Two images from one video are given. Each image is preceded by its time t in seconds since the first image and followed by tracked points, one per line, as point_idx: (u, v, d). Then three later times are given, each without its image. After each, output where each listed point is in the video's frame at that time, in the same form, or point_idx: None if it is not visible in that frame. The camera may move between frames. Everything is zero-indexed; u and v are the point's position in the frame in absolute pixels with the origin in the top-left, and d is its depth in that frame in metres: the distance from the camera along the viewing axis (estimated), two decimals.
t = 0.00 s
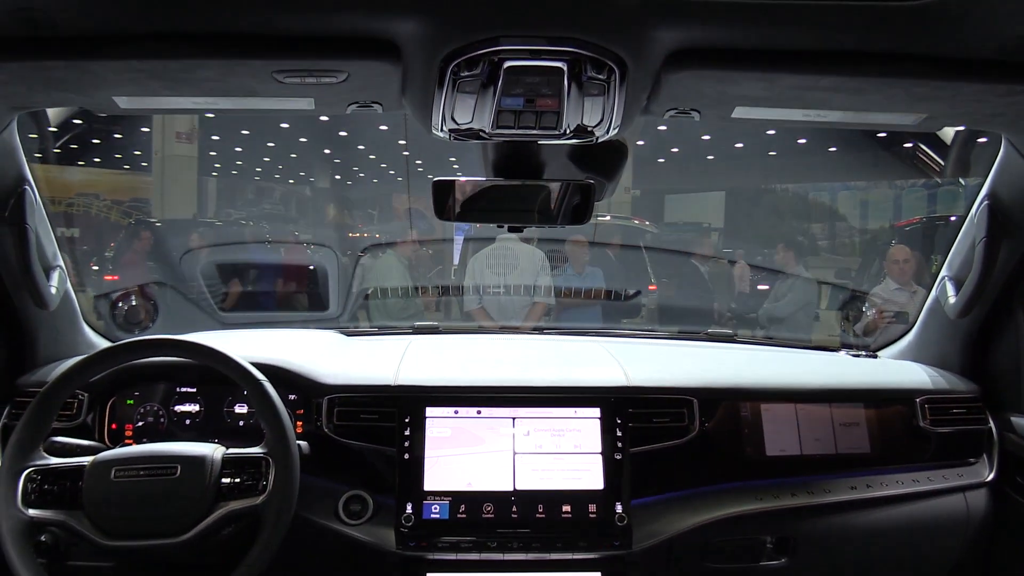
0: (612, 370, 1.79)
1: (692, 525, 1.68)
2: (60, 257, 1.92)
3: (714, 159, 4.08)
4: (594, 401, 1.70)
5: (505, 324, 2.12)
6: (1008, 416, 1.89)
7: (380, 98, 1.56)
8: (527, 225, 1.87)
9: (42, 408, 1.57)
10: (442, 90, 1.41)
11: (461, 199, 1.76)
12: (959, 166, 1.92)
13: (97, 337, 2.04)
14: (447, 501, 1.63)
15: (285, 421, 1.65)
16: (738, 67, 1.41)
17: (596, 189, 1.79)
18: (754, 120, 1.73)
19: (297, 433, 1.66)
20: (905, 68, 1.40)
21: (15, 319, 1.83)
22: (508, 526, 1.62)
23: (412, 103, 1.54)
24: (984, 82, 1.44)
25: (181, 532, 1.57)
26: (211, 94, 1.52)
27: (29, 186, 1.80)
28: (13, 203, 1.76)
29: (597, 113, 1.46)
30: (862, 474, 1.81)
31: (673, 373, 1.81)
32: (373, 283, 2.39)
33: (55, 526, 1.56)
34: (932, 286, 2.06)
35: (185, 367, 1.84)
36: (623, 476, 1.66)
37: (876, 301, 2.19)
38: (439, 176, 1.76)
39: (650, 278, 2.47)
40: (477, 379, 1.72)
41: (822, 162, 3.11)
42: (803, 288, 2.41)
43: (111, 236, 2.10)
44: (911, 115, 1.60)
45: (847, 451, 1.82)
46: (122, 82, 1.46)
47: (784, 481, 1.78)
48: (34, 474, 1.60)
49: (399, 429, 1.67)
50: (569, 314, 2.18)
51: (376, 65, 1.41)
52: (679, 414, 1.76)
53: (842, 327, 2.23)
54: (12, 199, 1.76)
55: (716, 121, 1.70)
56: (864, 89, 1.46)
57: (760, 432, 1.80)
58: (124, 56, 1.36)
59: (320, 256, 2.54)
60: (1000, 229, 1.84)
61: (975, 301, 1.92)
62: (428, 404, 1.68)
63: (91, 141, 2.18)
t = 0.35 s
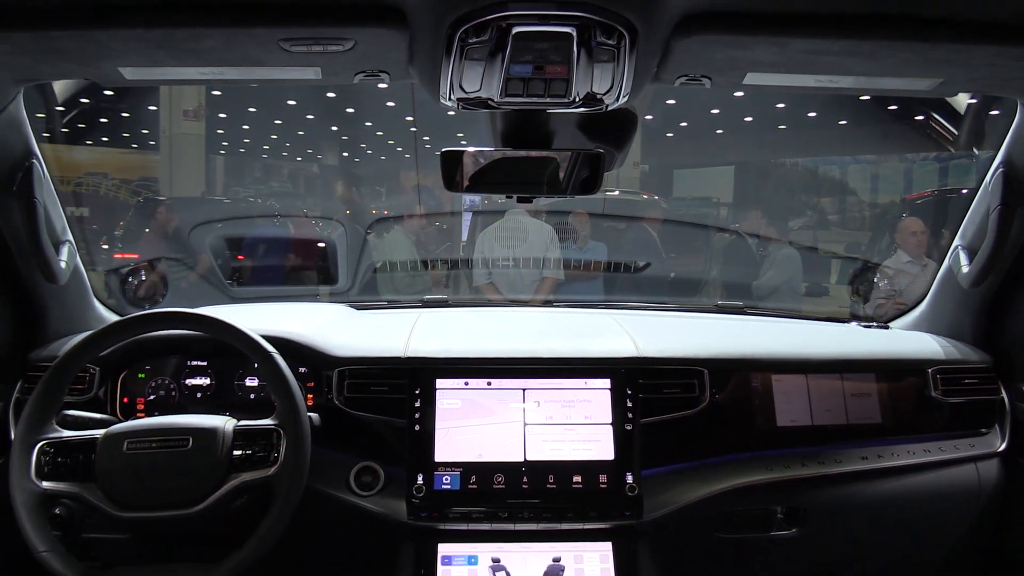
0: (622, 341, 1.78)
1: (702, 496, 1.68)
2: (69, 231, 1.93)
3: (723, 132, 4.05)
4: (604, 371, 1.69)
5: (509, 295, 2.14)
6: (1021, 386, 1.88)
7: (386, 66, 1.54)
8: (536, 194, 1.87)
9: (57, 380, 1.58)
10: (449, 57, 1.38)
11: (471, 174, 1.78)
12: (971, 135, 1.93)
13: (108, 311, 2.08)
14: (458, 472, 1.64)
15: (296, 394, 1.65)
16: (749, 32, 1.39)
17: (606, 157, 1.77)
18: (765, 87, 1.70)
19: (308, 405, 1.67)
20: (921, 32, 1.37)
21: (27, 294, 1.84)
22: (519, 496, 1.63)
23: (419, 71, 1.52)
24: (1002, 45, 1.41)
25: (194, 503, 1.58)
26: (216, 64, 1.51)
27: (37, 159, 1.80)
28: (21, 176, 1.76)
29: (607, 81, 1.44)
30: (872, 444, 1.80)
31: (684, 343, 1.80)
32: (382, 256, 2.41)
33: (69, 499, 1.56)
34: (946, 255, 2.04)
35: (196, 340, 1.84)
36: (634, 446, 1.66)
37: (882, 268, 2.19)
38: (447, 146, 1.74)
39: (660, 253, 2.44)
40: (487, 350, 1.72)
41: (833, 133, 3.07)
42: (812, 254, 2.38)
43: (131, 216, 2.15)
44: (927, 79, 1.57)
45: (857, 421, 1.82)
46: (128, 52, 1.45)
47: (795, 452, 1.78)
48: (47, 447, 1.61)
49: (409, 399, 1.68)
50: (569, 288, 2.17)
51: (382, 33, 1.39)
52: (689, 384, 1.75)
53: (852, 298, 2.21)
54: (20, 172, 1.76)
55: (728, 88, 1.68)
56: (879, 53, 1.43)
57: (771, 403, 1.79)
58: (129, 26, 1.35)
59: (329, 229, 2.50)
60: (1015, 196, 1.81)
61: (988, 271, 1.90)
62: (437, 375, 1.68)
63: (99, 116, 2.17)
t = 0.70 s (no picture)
0: (631, 313, 1.77)
1: (712, 468, 1.68)
2: (77, 207, 1.94)
3: (732, 107, 4.01)
4: (613, 343, 1.69)
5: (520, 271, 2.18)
6: None
7: (392, 36, 1.53)
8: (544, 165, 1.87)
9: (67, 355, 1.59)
10: (455, 27, 1.37)
11: (479, 148, 1.78)
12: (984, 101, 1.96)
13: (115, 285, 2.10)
14: (467, 445, 1.64)
15: (305, 368, 1.65)
16: None
17: (614, 127, 1.76)
18: (776, 55, 1.68)
19: (317, 379, 1.67)
20: None
21: (38, 272, 1.85)
22: (529, 469, 1.63)
23: (425, 42, 1.51)
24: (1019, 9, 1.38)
25: (206, 477, 1.59)
26: (221, 36, 1.49)
27: (43, 134, 1.81)
28: (28, 151, 1.77)
29: (615, 50, 1.42)
30: (883, 416, 1.80)
31: (693, 315, 1.79)
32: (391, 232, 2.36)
33: (82, 473, 1.58)
34: (960, 225, 2.02)
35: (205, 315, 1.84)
36: (643, 418, 1.66)
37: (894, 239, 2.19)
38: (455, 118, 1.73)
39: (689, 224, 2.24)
40: (497, 322, 1.71)
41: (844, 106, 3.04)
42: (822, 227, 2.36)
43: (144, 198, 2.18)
44: (941, 45, 1.54)
45: (868, 393, 1.81)
46: (132, 24, 1.44)
47: (805, 424, 1.77)
48: (59, 422, 1.62)
49: (419, 373, 1.68)
50: (577, 262, 2.23)
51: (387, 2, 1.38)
52: (699, 357, 1.74)
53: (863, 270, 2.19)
54: (28, 147, 1.76)
55: (738, 56, 1.66)
56: (892, 18, 1.41)
57: (781, 375, 1.78)
58: None
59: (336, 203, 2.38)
60: None
61: (1000, 242, 1.88)
62: (446, 349, 1.68)
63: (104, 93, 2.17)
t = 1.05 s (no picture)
0: (638, 278, 1.76)
1: (720, 432, 1.68)
2: (80, 179, 1.94)
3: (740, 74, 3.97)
4: (620, 308, 1.68)
5: (529, 237, 2.17)
6: None
7: None
8: (549, 128, 1.86)
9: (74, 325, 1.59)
10: None
11: (483, 112, 1.77)
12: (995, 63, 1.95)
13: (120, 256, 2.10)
14: (474, 411, 1.64)
15: (311, 335, 1.65)
16: None
17: (619, 90, 1.74)
18: (784, 14, 1.65)
19: (323, 347, 1.67)
20: None
21: (44, 244, 1.86)
22: (536, 434, 1.63)
23: (425, 4, 1.48)
24: None
25: (214, 444, 1.60)
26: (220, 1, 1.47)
27: (44, 104, 1.79)
28: (30, 122, 1.76)
29: (619, 9, 1.39)
30: (891, 379, 1.79)
31: (700, 279, 1.78)
32: (396, 200, 2.35)
33: (91, 442, 1.60)
34: (969, 187, 2.00)
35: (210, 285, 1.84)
36: (651, 382, 1.66)
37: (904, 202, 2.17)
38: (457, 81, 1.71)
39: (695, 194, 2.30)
40: (503, 287, 1.70)
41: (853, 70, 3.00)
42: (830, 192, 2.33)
43: (150, 172, 2.19)
44: (951, 1, 1.51)
45: (877, 356, 1.80)
46: None
47: (814, 387, 1.77)
48: (68, 391, 1.63)
49: (425, 340, 1.68)
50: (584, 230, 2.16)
51: None
52: (706, 321, 1.73)
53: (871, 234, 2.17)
54: (30, 118, 1.75)
55: (745, 14, 1.62)
56: None
57: (788, 339, 1.77)
58: None
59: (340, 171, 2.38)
60: None
61: (1010, 204, 1.85)
62: (452, 315, 1.68)
63: (106, 64, 2.15)
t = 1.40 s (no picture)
0: (646, 247, 1.75)
1: (724, 403, 1.68)
2: (86, 141, 1.94)
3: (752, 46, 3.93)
4: (627, 277, 1.67)
5: (535, 205, 2.22)
6: None
7: None
8: (558, 94, 1.84)
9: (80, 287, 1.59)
10: None
11: (493, 79, 1.75)
12: (1015, 32, 2.04)
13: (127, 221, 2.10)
14: (479, 378, 1.64)
15: (317, 301, 1.65)
16: None
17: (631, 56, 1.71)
18: None
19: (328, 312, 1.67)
20: None
21: (50, 206, 1.86)
22: (541, 402, 1.63)
23: None
24: None
25: (220, 408, 1.61)
26: None
27: (50, 65, 1.77)
28: (35, 83, 1.74)
29: None
30: (898, 353, 1.78)
31: (708, 249, 1.76)
32: (406, 167, 2.26)
33: (97, 404, 1.61)
34: (982, 161, 1.99)
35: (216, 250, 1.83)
36: (657, 351, 1.65)
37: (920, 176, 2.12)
38: (466, 46, 1.69)
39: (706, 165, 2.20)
40: (511, 255, 1.69)
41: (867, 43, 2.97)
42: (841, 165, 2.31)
43: (157, 139, 2.16)
44: None
45: (883, 329, 1.79)
46: None
47: (820, 360, 1.76)
48: (75, 353, 1.63)
49: (431, 306, 1.67)
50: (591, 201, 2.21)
51: None
52: (712, 291, 1.72)
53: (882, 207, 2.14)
54: (35, 79, 1.73)
55: None
56: None
57: (795, 311, 1.77)
58: None
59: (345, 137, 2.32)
60: None
61: None
62: (458, 282, 1.67)
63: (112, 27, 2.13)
